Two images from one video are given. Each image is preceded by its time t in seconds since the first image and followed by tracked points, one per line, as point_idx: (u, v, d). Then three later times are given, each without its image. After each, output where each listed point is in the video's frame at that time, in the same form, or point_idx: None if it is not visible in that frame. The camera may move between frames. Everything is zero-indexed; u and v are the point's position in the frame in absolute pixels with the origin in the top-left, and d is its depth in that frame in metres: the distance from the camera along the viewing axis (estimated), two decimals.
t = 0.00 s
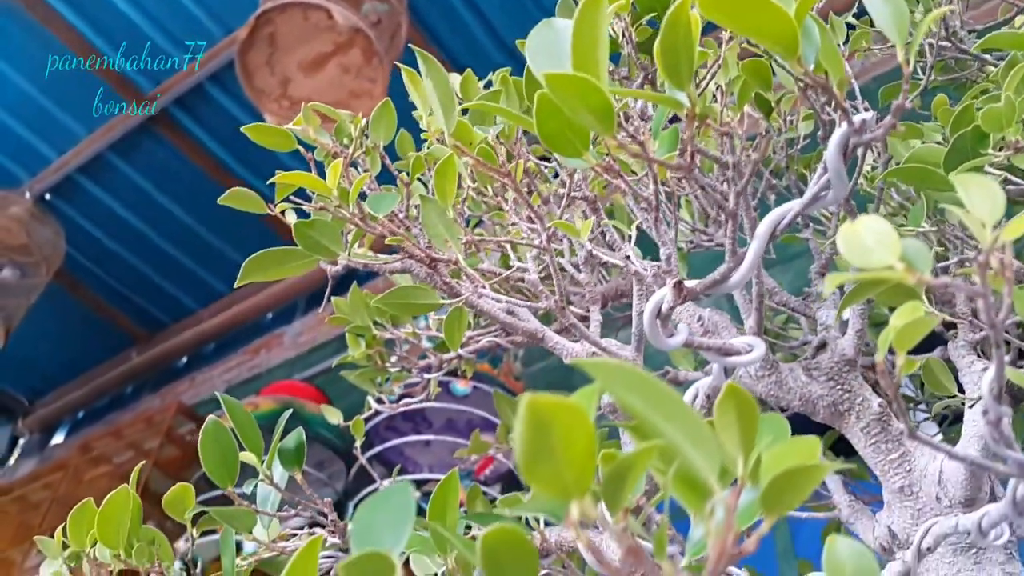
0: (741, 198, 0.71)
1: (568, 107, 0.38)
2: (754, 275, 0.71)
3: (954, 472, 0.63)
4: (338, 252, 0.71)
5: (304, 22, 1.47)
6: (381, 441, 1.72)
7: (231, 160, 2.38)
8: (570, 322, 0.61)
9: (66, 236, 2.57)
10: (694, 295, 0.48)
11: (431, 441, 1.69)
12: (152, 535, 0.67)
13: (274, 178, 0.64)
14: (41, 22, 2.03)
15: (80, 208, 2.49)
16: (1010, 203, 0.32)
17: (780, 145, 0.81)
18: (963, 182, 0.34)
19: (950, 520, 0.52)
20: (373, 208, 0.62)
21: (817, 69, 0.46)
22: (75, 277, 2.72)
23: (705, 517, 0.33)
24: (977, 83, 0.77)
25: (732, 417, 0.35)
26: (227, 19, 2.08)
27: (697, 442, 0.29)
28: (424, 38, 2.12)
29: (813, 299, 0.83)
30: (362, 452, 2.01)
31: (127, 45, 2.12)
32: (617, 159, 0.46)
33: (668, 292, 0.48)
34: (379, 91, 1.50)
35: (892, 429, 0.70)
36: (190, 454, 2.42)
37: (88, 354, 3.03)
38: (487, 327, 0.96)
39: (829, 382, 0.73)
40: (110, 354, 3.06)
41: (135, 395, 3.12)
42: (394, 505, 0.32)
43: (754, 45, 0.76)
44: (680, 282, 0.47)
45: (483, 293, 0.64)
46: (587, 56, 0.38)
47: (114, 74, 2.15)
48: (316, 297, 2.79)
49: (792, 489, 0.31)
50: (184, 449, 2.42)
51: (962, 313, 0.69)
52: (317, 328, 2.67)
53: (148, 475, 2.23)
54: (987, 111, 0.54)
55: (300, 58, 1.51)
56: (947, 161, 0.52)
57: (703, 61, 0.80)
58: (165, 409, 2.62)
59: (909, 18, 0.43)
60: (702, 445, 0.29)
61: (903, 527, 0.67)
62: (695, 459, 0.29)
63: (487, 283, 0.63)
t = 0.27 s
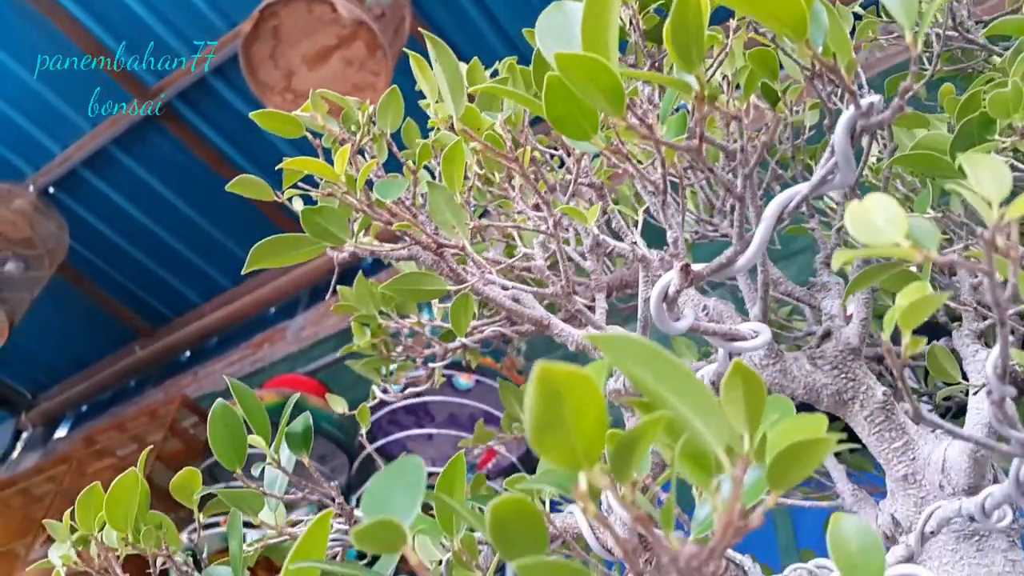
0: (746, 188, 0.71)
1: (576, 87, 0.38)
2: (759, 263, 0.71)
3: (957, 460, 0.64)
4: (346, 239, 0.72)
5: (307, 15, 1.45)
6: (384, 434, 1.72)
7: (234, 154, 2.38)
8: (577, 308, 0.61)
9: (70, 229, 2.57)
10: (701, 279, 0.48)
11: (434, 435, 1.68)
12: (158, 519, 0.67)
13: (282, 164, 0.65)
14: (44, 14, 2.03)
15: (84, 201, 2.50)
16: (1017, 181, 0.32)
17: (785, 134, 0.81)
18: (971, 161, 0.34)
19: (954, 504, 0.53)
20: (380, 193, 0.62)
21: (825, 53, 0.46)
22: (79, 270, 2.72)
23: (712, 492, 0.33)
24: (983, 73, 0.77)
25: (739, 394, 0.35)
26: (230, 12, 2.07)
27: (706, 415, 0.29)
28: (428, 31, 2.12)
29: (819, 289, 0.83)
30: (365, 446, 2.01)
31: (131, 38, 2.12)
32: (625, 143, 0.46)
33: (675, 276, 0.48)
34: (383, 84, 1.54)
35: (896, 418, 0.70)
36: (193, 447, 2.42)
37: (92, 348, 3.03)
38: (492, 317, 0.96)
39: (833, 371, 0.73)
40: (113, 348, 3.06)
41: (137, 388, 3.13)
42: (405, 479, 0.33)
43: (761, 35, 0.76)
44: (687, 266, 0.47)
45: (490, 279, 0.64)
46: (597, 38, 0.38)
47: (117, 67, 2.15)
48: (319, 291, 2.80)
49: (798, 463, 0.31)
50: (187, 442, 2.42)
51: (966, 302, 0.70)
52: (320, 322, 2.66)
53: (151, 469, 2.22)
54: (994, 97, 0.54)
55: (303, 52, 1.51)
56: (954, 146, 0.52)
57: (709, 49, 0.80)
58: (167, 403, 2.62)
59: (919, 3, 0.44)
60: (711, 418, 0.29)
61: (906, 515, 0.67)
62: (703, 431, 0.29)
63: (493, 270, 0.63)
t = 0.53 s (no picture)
0: (748, 175, 0.71)
1: (581, 66, 0.38)
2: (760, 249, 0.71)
3: (954, 446, 0.64)
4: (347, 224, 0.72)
5: (307, 4, 1.46)
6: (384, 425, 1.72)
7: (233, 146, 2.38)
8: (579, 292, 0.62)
9: (69, 221, 2.57)
10: (702, 261, 0.48)
11: (434, 426, 1.69)
12: (161, 502, 0.67)
13: (285, 148, 0.65)
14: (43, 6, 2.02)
15: (83, 193, 2.50)
16: (1018, 157, 0.32)
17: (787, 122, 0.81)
18: (974, 135, 0.34)
19: (952, 486, 0.54)
20: (381, 176, 0.62)
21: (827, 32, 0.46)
22: (78, 262, 2.72)
23: (715, 464, 0.33)
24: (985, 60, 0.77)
25: (740, 367, 0.35)
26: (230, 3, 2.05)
27: (707, 385, 0.29)
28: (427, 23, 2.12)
29: (819, 277, 0.83)
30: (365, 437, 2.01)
31: (131, 32, 2.10)
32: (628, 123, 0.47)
33: (677, 257, 0.48)
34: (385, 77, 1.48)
35: (896, 404, 0.71)
36: (193, 439, 2.42)
37: (91, 340, 3.03)
38: (493, 306, 0.96)
39: (833, 357, 0.74)
40: (113, 340, 3.06)
41: (137, 380, 3.13)
42: (411, 451, 0.33)
43: (763, 22, 0.75)
44: (689, 247, 0.48)
45: (491, 264, 0.65)
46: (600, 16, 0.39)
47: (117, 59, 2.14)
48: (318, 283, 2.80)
49: (799, 434, 0.32)
50: (187, 434, 2.42)
51: (965, 288, 0.70)
52: (319, 315, 2.66)
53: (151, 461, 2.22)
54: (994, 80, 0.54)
55: (304, 43, 1.50)
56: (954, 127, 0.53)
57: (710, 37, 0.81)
58: (167, 395, 2.62)
59: None
60: (712, 388, 0.30)
61: (904, 501, 0.68)
62: (703, 401, 0.29)
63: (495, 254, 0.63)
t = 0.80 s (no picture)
0: (747, 166, 0.71)
1: (578, 49, 0.38)
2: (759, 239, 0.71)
3: (952, 436, 0.64)
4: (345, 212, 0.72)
5: None
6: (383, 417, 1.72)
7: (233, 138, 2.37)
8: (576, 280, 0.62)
9: (69, 213, 2.57)
10: (699, 247, 0.48)
11: (433, 419, 1.69)
12: (159, 488, 0.67)
13: (283, 135, 0.65)
14: None
15: (83, 185, 2.49)
16: (1013, 141, 0.33)
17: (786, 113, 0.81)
18: (969, 120, 0.34)
19: (948, 474, 0.55)
20: (380, 163, 0.62)
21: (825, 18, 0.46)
22: (78, 254, 2.72)
23: (709, 447, 0.33)
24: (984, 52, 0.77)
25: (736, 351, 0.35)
26: None
27: (703, 367, 0.29)
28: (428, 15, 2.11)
29: (817, 268, 0.83)
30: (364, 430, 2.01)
31: (131, 24, 2.09)
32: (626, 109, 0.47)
33: (674, 244, 0.48)
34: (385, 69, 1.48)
35: (892, 394, 0.71)
36: (192, 431, 2.42)
37: (91, 332, 3.03)
38: (490, 296, 0.97)
39: (830, 347, 0.74)
40: (113, 332, 3.07)
41: (136, 372, 3.13)
42: (406, 432, 0.33)
43: (763, 12, 0.75)
44: (685, 234, 0.48)
45: (489, 252, 0.65)
46: None
47: (117, 51, 2.13)
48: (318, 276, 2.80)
49: (794, 416, 0.32)
50: (186, 426, 2.43)
51: (963, 279, 0.70)
52: (318, 308, 2.67)
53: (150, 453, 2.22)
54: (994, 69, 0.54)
55: (304, 36, 1.49)
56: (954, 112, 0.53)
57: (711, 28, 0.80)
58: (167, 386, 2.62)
59: None
60: (708, 371, 0.30)
61: (901, 491, 0.68)
62: (699, 383, 0.29)
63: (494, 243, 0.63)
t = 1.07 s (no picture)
0: (746, 153, 0.71)
1: (573, 32, 0.39)
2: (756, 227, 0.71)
3: (947, 423, 0.64)
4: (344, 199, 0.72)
5: None
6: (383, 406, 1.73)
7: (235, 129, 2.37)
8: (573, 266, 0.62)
9: (71, 203, 2.57)
10: (694, 232, 0.48)
11: (434, 409, 1.70)
12: (159, 472, 0.68)
13: (282, 121, 0.65)
14: None
15: (86, 175, 2.50)
16: (1005, 122, 0.33)
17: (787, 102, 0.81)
18: (961, 101, 0.34)
19: (942, 459, 0.55)
20: (378, 149, 0.62)
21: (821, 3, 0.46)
22: (80, 244, 2.72)
23: (699, 426, 0.33)
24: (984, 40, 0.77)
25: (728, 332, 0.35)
26: None
27: (693, 345, 0.30)
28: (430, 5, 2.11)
29: (814, 256, 0.82)
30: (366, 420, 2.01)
31: (133, 15, 2.08)
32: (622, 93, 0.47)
33: (669, 229, 0.48)
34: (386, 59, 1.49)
35: (888, 381, 0.71)
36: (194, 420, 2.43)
37: (94, 322, 3.04)
38: (491, 285, 0.96)
39: (827, 335, 0.74)
40: (116, 322, 3.07)
41: (139, 363, 3.14)
42: (399, 409, 0.34)
43: None
44: (680, 219, 0.48)
45: (487, 238, 0.65)
46: None
47: (119, 41, 2.12)
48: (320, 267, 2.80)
49: (783, 395, 0.32)
50: (189, 415, 2.43)
51: (961, 267, 0.70)
52: (320, 300, 2.62)
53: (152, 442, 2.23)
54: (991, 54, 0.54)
55: (304, 27, 1.48)
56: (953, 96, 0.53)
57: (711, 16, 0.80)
58: (169, 377, 2.63)
59: None
60: (699, 350, 0.30)
61: (896, 478, 0.68)
62: (689, 362, 0.30)
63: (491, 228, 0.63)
